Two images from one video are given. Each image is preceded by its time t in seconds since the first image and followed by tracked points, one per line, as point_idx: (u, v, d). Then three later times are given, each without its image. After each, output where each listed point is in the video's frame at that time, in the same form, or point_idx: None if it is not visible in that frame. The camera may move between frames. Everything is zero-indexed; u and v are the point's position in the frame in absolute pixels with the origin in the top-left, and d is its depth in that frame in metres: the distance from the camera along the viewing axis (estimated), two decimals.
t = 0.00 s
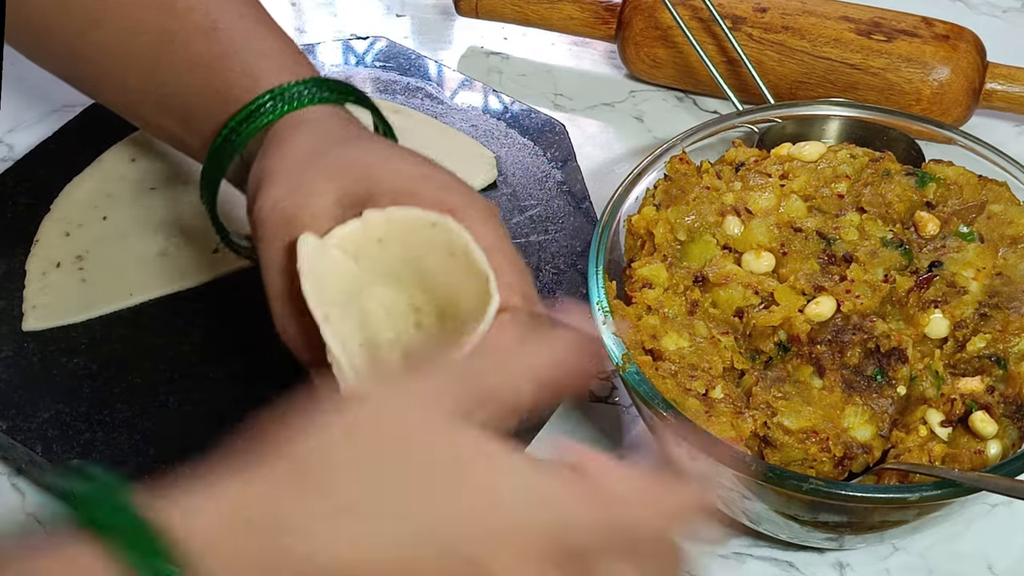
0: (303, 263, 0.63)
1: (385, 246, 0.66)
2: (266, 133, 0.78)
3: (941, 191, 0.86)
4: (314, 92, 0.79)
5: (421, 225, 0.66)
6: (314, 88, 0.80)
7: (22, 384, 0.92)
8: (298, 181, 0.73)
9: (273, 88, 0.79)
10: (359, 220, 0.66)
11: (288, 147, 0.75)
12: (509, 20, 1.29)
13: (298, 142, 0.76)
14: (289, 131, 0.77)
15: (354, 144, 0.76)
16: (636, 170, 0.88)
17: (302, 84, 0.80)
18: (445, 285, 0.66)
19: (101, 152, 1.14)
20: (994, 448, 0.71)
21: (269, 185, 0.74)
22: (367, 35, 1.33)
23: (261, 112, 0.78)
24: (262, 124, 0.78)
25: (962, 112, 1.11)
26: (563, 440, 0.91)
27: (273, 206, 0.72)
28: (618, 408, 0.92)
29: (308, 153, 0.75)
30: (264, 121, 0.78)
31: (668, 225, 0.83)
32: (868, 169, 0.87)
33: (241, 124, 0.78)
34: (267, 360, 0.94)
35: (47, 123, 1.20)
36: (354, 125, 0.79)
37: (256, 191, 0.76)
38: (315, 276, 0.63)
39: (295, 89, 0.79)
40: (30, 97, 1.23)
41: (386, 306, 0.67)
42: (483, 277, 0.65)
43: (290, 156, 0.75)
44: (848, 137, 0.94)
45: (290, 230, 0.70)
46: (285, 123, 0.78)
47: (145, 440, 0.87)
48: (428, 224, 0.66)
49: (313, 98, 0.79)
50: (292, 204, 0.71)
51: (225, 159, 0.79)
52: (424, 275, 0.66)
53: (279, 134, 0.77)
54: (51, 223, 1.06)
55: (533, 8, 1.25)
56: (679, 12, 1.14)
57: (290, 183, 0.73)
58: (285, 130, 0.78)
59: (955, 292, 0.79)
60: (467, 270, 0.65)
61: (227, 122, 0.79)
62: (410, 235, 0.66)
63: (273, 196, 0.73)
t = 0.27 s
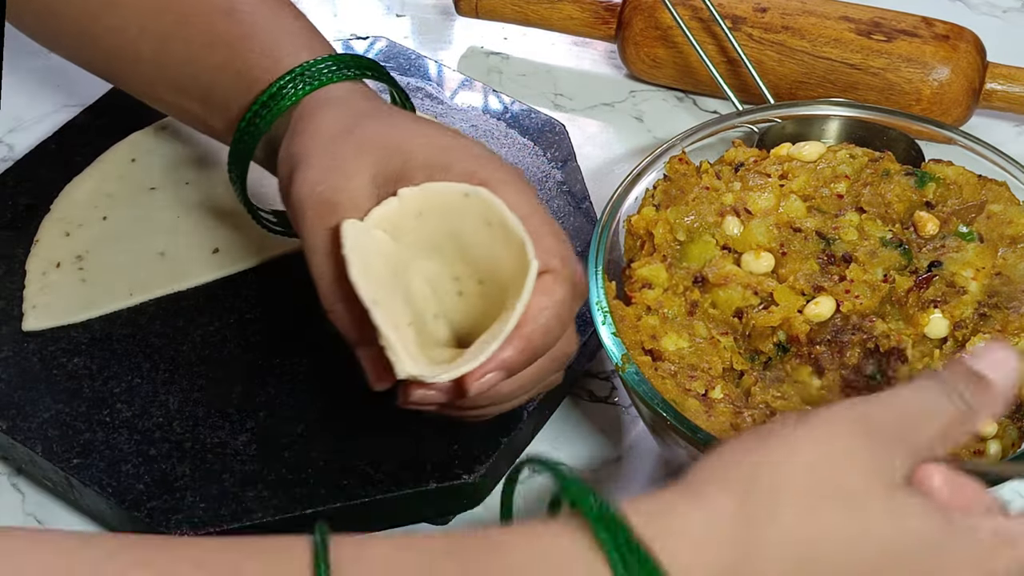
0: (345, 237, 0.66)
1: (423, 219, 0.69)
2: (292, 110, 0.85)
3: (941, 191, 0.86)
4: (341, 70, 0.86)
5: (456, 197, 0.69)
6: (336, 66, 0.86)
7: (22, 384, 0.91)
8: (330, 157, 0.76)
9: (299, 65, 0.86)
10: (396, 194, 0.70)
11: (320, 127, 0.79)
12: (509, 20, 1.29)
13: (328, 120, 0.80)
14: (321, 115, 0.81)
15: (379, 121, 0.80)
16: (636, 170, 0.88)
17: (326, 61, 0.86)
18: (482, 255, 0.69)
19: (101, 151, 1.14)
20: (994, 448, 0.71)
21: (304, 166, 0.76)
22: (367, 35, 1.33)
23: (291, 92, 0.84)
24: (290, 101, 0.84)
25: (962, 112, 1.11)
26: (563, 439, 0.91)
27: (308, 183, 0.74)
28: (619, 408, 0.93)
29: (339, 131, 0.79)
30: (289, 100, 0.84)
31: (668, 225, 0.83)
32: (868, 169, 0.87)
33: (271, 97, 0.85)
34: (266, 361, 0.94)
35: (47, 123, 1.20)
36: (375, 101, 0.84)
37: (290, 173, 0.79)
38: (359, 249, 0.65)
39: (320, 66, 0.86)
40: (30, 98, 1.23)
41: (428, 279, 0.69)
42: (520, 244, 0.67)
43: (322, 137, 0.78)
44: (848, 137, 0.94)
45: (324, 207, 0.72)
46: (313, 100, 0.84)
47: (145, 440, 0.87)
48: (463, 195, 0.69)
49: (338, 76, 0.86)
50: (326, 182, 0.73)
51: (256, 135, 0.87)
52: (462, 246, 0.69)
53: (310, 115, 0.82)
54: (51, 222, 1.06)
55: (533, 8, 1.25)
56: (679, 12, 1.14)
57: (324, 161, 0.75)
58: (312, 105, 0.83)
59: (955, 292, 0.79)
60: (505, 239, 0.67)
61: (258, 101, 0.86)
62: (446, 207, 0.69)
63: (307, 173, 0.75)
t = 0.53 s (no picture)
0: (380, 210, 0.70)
1: (451, 194, 0.73)
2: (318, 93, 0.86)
3: (941, 191, 0.86)
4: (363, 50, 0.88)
5: (484, 173, 0.72)
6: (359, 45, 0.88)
7: (21, 384, 0.91)
8: (359, 132, 0.79)
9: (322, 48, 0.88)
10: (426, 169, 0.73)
11: (348, 104, 0.82)
12: (509, 20, 1.29)
13: (358, 97, 0.82)
14: (350, 91, 0.84)
15: (407, 99, 0.82)
16: (636, 170, 0.88)
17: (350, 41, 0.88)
18: (508, 229, 0.72)
19: (101, 151, 1.14)
20: (993, 448, 0.71)
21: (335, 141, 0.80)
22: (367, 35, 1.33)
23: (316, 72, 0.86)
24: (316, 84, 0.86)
25: (962, 112, 1.11)
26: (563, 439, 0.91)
27: (339, 157, 0.78)
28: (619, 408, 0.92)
29: (367, 108, 0.81)
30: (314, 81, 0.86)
31: (668, 225, 0.84)
32: (868, 169, 0.87)
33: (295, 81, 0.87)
34: (267, 361, 0.94)
35: (47, 123, 1.20)
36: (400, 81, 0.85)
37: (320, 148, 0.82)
38: (393, 222, 0.70)
39: (344, 49, 0.87)
40: (29, 98, 1.23)
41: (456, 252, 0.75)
42: (545, 220, 0.69)
43: (351, 114, 0.81)
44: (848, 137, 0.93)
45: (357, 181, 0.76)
46: (340, 80, 0.86)
47: (145, 440, 0.87)
48: (490, 171, 0.72)
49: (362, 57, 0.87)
50: (358, 156, 0.77)
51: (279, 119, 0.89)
52: (489, 220, 0.73)
53: (339, 92, 0.84)
54: (51, 222, 1.06)
55: (533, 8, 1.25)
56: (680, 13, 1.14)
57: (355, 136, 0.79)
58: (339, 88, 0.85)
59: (955, 292, 0.79)
60: (530, 215, 0.70)
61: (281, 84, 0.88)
62: (474, 183, 0.73)
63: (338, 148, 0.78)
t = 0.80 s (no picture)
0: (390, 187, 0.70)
1: (458, 177, 0.73)
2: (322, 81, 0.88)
3: (941, 191, 0.86)
4: (366, 37, 0.89)
5: (492, 158, 0.73)
6: (364, 36, 0.89)
7: (22, 384, 0.91)
8: (365, 113, 0.79)
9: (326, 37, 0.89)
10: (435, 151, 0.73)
11: (355, 88, 0.83)
12: (509, 20, 1.29)
13: (364, 81, 0.83)
14: (357, 75, 0.85)
15: (411, 84, 0.83)
16: (636, 170, 0.88)
17: (353, 32, 0.89)
18: (512, 216, 0.73)
19: (102, 150, 1.14)
20: (993, 448, 0.71)
21: (340, 122, 0.80)
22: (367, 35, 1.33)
23: (321, 60, 0.88)
24: (319, 72, 0.88)
25: (962, 112, 1.11)
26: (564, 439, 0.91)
27: (345, 139, 0.78)
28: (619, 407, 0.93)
29: (374, 92, 0.82)
30: (320, 69, 0.88)
31: (668, 225, 0.83)
32: (868, 169, 0.87)
33: (298, 69, 0.88)
34: (267, 361, 0.94)
35: (46, 123, 1.20)
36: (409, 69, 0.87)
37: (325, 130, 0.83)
38: (401, 202, 0.70)
39: (348, 37, 0.89)
40: (29, 98, 1.23)
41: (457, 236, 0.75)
42: (551, 208, 0.70)
43: (357, 97, 0.82)
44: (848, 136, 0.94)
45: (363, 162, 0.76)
46: (346, 67, 0.87)
47: (145, 440, 0.87)
48: (499, 156, 0.73)
49: (366, 44, 0.89)
50: (364, 137, 0.77)
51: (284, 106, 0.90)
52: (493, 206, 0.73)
53: (346, 78, 0.85)
54: (51, 222, 1.06)
55: (533, 8, 1.25)
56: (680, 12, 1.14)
57: (361, 117, 0.79)
58: (344, 75, 0.86)
59: (955, 292, 0.79)
60: (536, 202, 0.71)
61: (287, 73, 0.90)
62: (481, 168, 0.73)
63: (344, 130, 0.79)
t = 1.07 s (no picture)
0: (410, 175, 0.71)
1: (476, 172, 0.73)
2: (339, 80, 0.88)
3: (941, 194, 0.86)
4: (384, 38, 0.90)
5: (511, 154, 0.73)
6: (381, 37, 0.90)
7: (22, 384, 0.92)
8: (383, 108, 0.80)
9: (343, 37, 0.90)
10: (454, 146, 0.74)
11: (374, 83, 0.84)
12: (509, 20, 1.29)
13: (382, 77, 0.84)
14: (376, 71, 0.85)
15: (426, 83, 0.83)
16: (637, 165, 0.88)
17: (371, 33, 0.90)
18: (527, 214, 0.72)
19: (103, 151, 1.15)
20: (983, 452, 0.72)
21: (359, 114, 0.81)
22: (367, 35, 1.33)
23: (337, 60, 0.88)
24: (336, 71, 0.88)
25: (962, 112, 1.11)
26: (562, 440, 0.91)
27: (363, 132, 0.79)
28: (618, 408, 0.93)
29: (393, 88, 0.83)
30: (335, 69, 0.88)
31: (666, 220, 0.83)
32: (870, 170, 0.87)
33: (316, 71, 0.89)
34: (267, 361, 0.94)
35: (47, 123, 1.20)
36: (425, 68, 0.87)
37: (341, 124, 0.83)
38: (421, 189, 0.70)
39: (364, 37, 0.89)
40: (29, 98, 1.24)
41: (469, 231, 0.74)
42: (566, 207, 0.70)
43: (376, 92, 0.82)
44: (849, 137, 0.93)
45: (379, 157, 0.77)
46: (362, 65, 0.87)
47: (145, 440, 0.87)
48: (517, 153, 0.73)
49: (383, 45, 0.89)
50: (383, 130, 0.78)
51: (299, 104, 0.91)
52: (508, 203, 0.73)
53: (365, 75, 0.86)
54: (51, 223, 1.07)
55: (533, 8, 1.26)
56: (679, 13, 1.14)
57: (379, 112, 0.80)
58: (358, 74, 0.86)
59: (950, 295, 0.79)
60: (551, 201, 0.71)
61: (304, 72, 0.91)
62: (499, 164, 0.73)
63: (361, 124, 0.80)
